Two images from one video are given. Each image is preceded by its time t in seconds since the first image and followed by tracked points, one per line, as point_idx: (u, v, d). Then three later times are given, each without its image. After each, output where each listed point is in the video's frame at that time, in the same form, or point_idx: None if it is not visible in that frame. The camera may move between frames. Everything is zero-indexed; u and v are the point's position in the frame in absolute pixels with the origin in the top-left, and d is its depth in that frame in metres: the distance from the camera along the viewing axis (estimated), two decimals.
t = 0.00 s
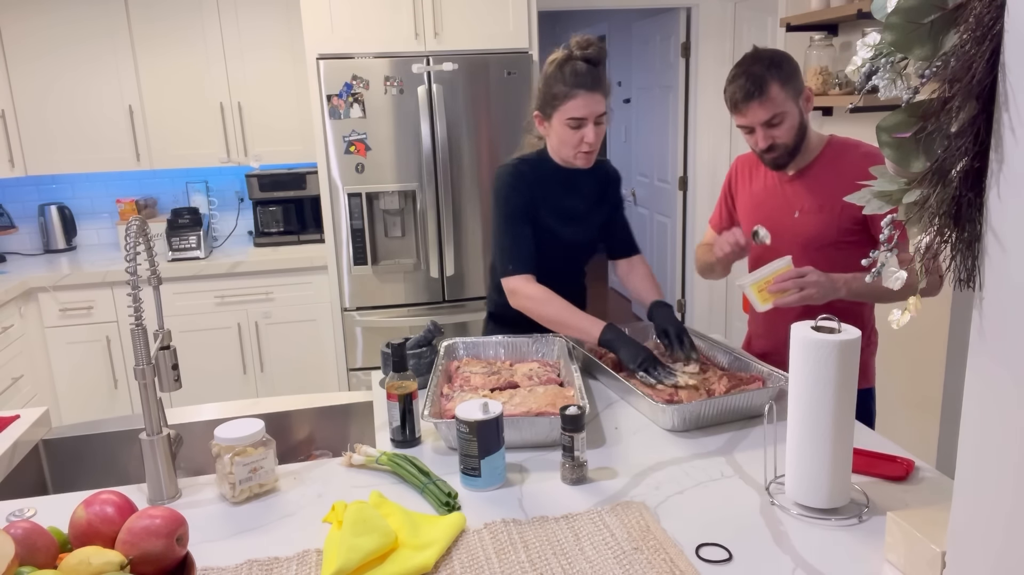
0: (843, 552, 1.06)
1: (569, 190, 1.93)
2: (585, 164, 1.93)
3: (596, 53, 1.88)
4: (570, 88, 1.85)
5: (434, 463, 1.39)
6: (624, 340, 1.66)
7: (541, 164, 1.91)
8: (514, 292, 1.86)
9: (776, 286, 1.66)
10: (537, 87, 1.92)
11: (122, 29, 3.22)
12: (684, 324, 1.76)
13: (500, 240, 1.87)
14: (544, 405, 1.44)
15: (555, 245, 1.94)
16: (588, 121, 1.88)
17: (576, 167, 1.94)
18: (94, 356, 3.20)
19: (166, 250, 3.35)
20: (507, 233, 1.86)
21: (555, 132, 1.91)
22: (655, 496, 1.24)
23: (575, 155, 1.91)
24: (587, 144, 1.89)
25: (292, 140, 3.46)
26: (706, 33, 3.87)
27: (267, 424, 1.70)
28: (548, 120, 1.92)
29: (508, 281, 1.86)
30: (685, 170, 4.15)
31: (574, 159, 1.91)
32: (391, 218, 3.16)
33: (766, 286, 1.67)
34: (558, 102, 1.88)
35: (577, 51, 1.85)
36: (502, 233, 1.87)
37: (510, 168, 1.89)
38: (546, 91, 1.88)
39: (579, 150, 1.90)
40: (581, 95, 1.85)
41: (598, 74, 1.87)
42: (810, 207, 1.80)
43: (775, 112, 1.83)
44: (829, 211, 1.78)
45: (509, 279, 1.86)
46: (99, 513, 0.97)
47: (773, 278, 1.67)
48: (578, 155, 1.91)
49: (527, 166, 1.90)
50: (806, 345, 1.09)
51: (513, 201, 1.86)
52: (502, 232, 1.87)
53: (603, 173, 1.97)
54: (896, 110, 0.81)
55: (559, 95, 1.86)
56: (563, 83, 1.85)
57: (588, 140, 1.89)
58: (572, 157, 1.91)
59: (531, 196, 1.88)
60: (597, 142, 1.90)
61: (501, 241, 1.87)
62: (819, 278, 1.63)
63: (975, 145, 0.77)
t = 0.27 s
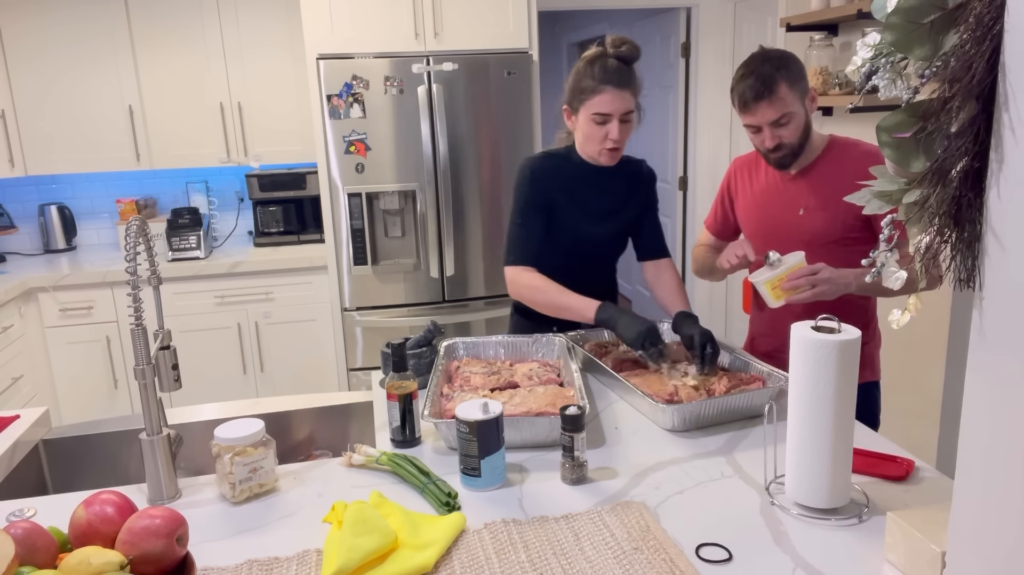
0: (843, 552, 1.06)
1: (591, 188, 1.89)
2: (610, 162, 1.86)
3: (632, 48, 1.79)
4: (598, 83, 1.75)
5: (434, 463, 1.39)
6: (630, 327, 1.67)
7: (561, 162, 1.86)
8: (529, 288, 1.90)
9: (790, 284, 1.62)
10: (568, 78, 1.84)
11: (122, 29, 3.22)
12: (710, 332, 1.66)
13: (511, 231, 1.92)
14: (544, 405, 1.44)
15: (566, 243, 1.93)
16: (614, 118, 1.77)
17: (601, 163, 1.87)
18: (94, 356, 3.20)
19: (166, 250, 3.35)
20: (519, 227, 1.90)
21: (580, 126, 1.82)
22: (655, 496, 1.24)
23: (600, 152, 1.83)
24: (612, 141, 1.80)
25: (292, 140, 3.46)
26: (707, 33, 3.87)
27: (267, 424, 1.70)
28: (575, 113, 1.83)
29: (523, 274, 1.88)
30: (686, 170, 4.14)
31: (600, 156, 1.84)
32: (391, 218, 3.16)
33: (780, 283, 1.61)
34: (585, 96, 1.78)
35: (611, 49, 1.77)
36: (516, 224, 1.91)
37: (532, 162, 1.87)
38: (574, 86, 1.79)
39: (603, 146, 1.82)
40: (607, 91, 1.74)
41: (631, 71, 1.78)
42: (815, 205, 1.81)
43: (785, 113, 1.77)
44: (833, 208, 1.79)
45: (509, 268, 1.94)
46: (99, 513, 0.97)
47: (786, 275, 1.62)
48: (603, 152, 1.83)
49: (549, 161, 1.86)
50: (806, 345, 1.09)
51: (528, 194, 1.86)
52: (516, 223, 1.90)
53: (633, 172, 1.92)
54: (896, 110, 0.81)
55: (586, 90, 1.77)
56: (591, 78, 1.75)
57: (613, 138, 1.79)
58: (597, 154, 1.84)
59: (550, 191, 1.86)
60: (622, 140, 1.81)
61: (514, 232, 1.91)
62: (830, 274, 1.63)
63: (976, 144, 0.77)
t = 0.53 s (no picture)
0: (843, 552, 1.06)
1: (603, 188, 1.89)
2: (620, 164, 1.84)
3: (643, 50, 1.78)
4: (607, 85, 1.73)
5: (434, 463, 1.39)
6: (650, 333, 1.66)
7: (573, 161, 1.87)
8: (539, 286, 1.90)
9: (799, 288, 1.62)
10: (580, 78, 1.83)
11: (122, 29, 3.22)
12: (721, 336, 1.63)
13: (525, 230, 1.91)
14: (544, 405, 1.44)
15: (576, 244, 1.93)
16: (623, 120, 1.75)
17: (611, 164, 1.85)
18: (94, 356, 3.20)
19: (166, 250, 3.35)
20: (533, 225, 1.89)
21: (590, 127, 1.81)
22: (655, 496, 1.24)
23: (609, 153, 1.82)
24: (621, 143, 1.78)
25: (292, 140, 3.46)
26: (707, 33, 3.87)
27: (267, 424, 1.70)
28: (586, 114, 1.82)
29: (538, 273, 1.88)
30: (686, 170, 4.14)
31: (609, 158, 1.82)
32: (391, 218, 3.16)
33: (790, 285, 1.62)
34: (594, 98, 1.76)
35: (622, 51, 1.76)
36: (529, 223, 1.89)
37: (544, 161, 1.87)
38: (584, 88, 1.78)
39: (612, 149, 1.80)
40: (616, 92, 1.72)
41: (642, 73, 1.76)
42: (831, 205, 1.81)
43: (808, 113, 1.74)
44: (850, 210, 1.79)
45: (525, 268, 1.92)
46: (99, 513, 0.97)
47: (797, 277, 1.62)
48: (612, 154, 1.81)
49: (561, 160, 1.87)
50: (806, 345, 1.09)
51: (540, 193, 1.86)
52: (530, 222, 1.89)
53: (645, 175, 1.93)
54: (896, 110, 0.81)
55: (595, 91, 1.75)
56: (600, 79, 1.74)
57: (622, 140, 1.77)
58: (606, 155, 1.82)
59: (563, 191, 1.86)
60: (631, 142, 1.79)
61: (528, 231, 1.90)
62: (842, 278, 1.62)
63: (975, 145, 0.78)
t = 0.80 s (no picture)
0: (843, 552, 1.06)
1: (607, 188, 1.89)
2: (624, 163, 1.83)
3: (647, 49, 1.78)
4: (612, 84, 1.73)
5: (434, 463, 1.39)
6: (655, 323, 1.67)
7: (577, 160, 1.87)
8: (539, 285, 1.90)
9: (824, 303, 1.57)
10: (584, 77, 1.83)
11: (122, 29, 3.22)
12: (722, 329, 1.67)
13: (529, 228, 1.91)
14: (544, 405, 1.44)
15: (578, 244, 1.93)
16: (628, 120, 1.75)
17: (615, 164, 1.85)
18: (94, 355, 3.20)
19: (166, 250, 3.35)
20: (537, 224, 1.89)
21: (594, 127, 1.81)
22: (655, 496, 1.24)
23: (613, 153, 1.81)
24: (625, 143, 1.78)
25: (292, 140, 3.46)
26: (707, 34, 3.87)
27: (267, 425, 1.70)
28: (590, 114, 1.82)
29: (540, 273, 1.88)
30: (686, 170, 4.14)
31: (614, 157, 1.82)
32: (391, 218, 3.16)
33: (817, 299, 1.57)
34: (599, 97, 1.76)
35: (626, 49, 1.77)
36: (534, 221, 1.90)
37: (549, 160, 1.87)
38: (589, 87, 1.78)
39: (617, 148, 1.80)
40: (621, 91, 1.72)
41: (646, 71, 1.76)
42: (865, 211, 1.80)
43: (846, 116, 1.74)
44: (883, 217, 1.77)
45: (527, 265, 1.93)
46: (99, 513, 0.97)
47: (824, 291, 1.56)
48: (616, 153, 1.81)
49: (566, 159, 1.87)
50: (806, 346, 1.09)
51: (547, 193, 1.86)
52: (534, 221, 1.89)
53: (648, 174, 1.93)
54: (896, 110, 0.80)
55: (599, 91, 1.75)
56: (605, 79, 1.74)
57: (627, 139, 1.77)
58: (610, 154, 1.82)
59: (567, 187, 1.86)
60: (636, 141, 1.78)
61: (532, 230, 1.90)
62: (870, 292, 1.60)
63: (976, 144, 0.78)
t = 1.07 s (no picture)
0: (842, 552, 1.06)
1: (606, 190, 1.88)
2: (620, 166, 1.83)
3: (633, 51, 1.80)
4: (604, 88, 1.74)
5: (434, 463, 1.39)
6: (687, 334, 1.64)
7: (573, 164, 1.85)
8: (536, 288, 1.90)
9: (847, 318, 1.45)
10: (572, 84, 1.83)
11: (122, 29, 3.22)
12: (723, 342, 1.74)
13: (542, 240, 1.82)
14: (544, 405, 1.44)
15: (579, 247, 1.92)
16: (623, 122, 1.76)
17: (610, 167, 1.85)
18: (94, 355, 3.20)
19: (166, 250, 3.35)
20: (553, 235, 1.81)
21: (588, 131, 1.80)
22: (655, 496, 1.24)
23: (609, 157, 1.81)
24: (621, 145, 1.77)
25: (293, 139, 3.46)
26: (707, 34, 3.87)
27: (267, 424, 1.70)
28: (582, 119, 1.82)
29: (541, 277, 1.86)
30: (686, 170, 4.15)
31: (609, 161, 1.82)
32: (391, 218, 3.16)
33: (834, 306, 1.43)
34: (592, 102, 1.76)
35: (613, 52, 1.78)
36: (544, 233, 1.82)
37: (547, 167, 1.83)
38: (580, 92, 1.78)
39: (613, 151, 1.79)
40: (614, 94, 1.73)
41: (635, 73, 1.77)
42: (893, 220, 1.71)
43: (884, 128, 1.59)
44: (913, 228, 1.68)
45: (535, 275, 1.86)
46: (99, 513, 0.97)
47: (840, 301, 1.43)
48: (612, 157, 1.81)
49: (565, 165, 1.84)
50: (806, 345, 1.09)
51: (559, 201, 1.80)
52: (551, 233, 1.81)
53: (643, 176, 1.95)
54: (896, 110, 0.81)
55: (592, 95, 1.75)
56: (597, 83, 1.74)
57: (623, 142, 1.77)
58: (606, 158, 1.81)
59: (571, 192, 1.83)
60: (632, 143, 1.78)
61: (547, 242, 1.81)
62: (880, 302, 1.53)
63: (975, 144, 0.78)
